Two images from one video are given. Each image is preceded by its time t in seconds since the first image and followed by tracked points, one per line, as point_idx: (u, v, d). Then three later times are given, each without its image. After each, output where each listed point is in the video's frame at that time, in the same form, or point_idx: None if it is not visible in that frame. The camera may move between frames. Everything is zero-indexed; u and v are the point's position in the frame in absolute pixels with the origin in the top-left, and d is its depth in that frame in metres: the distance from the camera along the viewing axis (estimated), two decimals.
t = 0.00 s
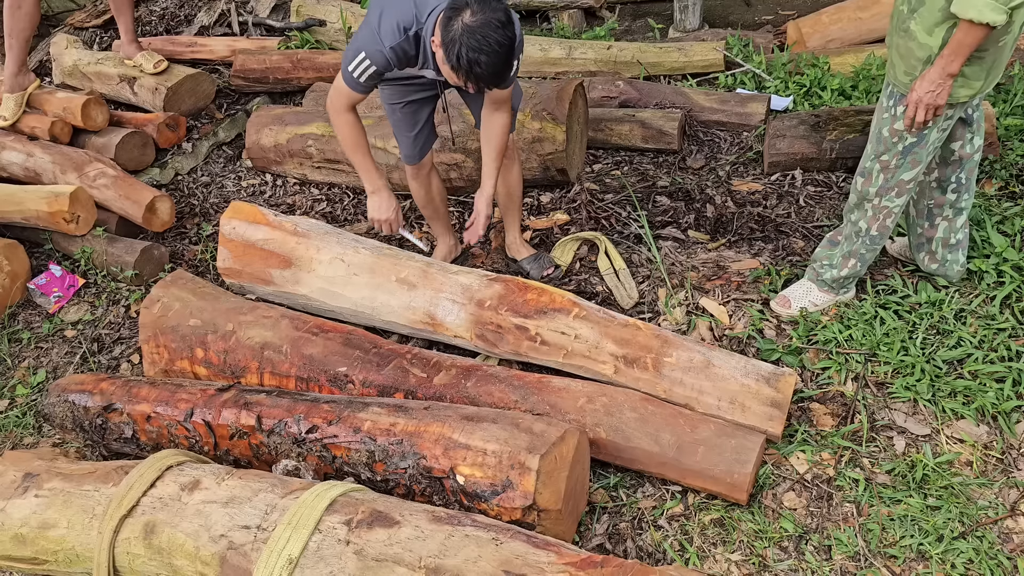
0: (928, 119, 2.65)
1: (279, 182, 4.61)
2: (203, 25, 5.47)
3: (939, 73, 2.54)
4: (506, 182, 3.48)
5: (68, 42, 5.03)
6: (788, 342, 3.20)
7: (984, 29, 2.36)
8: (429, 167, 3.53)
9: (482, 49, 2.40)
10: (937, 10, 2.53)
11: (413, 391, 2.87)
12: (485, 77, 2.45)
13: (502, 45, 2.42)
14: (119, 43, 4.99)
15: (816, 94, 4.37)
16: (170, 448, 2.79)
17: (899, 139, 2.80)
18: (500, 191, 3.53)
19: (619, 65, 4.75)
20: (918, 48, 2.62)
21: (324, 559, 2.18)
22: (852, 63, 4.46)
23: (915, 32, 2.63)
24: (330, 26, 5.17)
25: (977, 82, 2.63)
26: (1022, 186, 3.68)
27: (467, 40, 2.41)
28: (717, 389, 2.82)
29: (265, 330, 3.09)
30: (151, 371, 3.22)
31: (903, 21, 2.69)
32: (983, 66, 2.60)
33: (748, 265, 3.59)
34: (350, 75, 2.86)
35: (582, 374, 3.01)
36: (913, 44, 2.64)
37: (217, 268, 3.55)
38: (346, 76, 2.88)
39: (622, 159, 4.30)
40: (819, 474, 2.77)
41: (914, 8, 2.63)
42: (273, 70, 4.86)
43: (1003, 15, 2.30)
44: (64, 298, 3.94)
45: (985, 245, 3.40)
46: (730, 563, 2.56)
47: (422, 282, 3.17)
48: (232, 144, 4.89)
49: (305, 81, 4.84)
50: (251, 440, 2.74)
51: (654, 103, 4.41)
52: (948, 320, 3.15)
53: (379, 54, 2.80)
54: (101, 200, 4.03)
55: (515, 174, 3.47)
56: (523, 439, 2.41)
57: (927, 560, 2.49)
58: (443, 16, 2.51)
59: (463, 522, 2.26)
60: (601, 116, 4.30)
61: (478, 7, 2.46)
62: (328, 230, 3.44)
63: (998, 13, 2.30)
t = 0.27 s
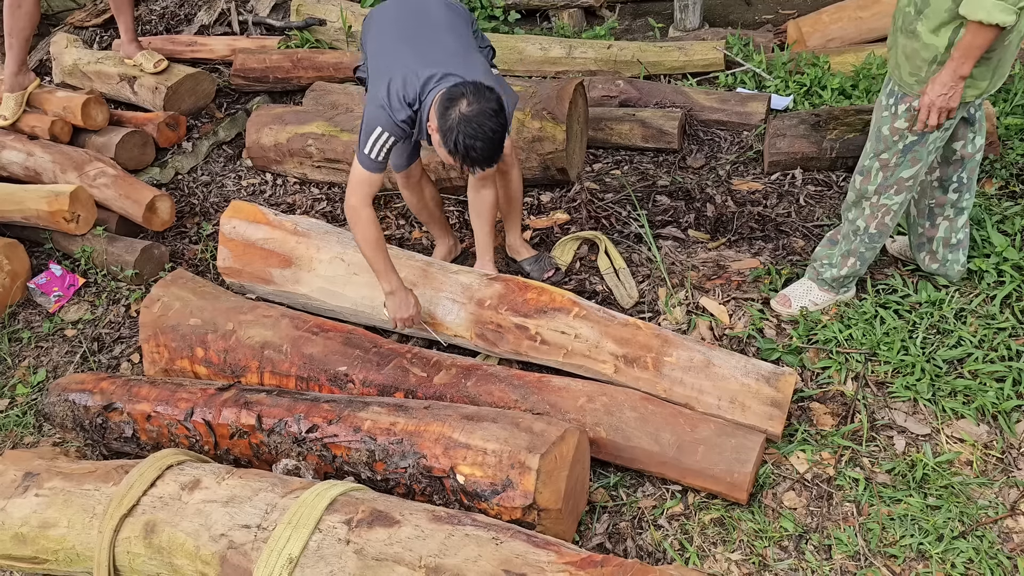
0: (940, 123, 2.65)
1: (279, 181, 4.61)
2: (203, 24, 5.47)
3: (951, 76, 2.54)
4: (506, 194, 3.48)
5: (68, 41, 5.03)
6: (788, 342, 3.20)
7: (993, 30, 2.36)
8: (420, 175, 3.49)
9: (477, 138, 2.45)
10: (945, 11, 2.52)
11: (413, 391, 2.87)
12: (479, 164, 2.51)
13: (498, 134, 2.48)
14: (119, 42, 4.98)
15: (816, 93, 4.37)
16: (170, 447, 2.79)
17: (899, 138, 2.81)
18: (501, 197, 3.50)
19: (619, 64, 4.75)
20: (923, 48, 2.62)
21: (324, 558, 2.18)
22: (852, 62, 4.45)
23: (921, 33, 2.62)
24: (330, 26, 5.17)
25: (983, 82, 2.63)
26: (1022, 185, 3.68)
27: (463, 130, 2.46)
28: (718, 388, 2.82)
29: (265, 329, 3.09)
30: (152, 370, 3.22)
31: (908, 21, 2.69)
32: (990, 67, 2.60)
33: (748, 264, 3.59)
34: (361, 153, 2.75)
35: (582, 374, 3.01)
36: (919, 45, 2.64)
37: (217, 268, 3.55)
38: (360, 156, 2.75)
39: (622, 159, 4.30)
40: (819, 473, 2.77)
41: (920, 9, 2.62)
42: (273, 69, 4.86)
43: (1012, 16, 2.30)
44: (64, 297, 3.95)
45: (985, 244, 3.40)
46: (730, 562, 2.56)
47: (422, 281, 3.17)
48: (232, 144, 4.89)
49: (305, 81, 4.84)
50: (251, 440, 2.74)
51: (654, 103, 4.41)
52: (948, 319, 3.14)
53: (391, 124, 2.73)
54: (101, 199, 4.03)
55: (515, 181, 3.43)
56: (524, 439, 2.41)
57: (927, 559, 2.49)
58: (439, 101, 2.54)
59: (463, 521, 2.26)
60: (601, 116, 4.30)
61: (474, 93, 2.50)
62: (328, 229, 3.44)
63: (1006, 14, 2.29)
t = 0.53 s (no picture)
0: (952, 122, 2.66)
1: (279, 181, 4.61)
2: (202, 24, 5.47)
3: (958, 75, 2.55)
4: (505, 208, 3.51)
5: (68, 41, 5.03)
6: (787, 342, 3.20)
7: (997, 28, 2.38)
8: (415, 182, 3.51)
9: (491, 179, 2.56)
10: (941, 6, 2.50)
11: (413, 390, 2.88)
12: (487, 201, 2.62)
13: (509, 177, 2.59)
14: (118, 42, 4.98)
15: (816, 93, 4.37)
16: (170, 447, 2.79)
17: (862, 121, 2.82)
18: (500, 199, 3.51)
19: (619, 64, 4.75)
20: (914, 41, 2.61)
21: (324, 558, 2.19)
22: (852, 62, 4.45)
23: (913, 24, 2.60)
24: (330, 25, 5.17)
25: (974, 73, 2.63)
26: (1021, 185, 3.68)
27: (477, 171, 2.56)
28: (718, 388, 2.82)
29: (265, 329, 3.09)
30: (152, 370, 3.22)
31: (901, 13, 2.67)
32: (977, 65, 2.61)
33: (748, 264, 3.59)
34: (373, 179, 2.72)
35: (582, 373, 3.01)
36: (908, 37, 2.63)
37: (217, 267, 3.55)
38: (373, 184, 2.73)
39: (622, 159, 4.30)
40: (819, 473, 2.77)
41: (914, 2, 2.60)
42: (273, 69, 4.85)
43: (1014, 13, 2.33)
44: (64, 297, 3.95)
45: (985, 244, 3.40)
46: (730, 562, 2.56)
47: (422, 280, 3.17)
48: (232, 143, 4.89)
49: (305, 80, 4.84)
50: (251, 439, 2.74)
51: (654, 102, 4.41)
52: (948, 319, 3.14)
53: (405, 155, 2.73)
54: (102, 199, 4.03)
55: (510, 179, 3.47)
56: (524, 438, 2.41)
57: (927, 559, 2.49)
58: (452, 140, 2.62)
59: (463, 521, 2.26)
60: (601, 115, 4.30)
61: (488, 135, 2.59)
62: (328, 229, 3.44)
63: (1009, 10, 2.32)
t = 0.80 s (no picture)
0: (911, 128, 2.64)
1: (279, 180, 4.61)
2: (202, 23, 5.47)
3: (912, 82, 2.55)
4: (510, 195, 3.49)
5: (67, 40, 5.02)
6: (787, 341, 3.20)
7: (941, 36, 2.39)
8: (420, 180, 3.51)
9: (492, 163, 2.59)
10: (884, 9, 2.57)
11: (412, 390, 2.87)
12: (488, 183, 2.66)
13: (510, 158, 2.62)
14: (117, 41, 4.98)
15: (816, 92, 4.37)
16: (170, 446, 2.79)
17: (831, 127, 2.88)
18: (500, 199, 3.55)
19: (619, 63, 4.75)
20: (864, 46, 2.67)
21: (324, 557, 2.19)
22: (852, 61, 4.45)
23: (863, 30, 2.67)
24: (329, 25, 5.16)
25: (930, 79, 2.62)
26: (1021, 184, 3.68)
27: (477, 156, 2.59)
28: (717, 387, 2.82)
29: (264, 329, 3.09)
30: (151, 369, 3.22)
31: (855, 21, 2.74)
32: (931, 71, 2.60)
33: (747, 263, 3.59)
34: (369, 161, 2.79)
35: (582, 372, 3.01)
36: (859, 43, 2.70)
37: (217, 267, 3.55)
38: (367, 163, 2.80)
39: (622, 158, 4.30)
40: (819, 472, 2.77)
41: (864, 9, 2.67)
42: (272, 68, 4.85)
43: (954, 20, 2.34)
44: (63, 296, 3.95)
45: (985, 243, 3.40)
46: (730, 561, 2.57)
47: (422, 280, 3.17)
48: (231, 143, 4.89)
49: (304, 79, 4.84)
50: (250, 439, 2.74)
51: (654, 102, 4.41)
52: (947, 318, 3.14)
53: (405, 142, 2.76)
54: (101, 198, 4.03)
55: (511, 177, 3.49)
56: (523, 437, 2.41)
57: (926, 558, 2.50)
58: (453, 125, 2.65)
59: (463, 520, 2.26)
60: (601, 114, 4.30)
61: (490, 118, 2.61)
62: (328, 228, 3.43)
63: (947, 19, 2.34)
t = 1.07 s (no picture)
0: (790, 118, 2.76)
1: (278, 179, 4.60)
2: (201, 22, 5.47)
3: (802, 77, 2.64)
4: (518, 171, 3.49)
5: (66, 39, 5.01)
6: (786, 341, 3.20)
7: (844, 41, 2.47)
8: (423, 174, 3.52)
9: (438, 112, 2.49)
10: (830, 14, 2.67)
11: (412, 389, 2.87)
12: (442, 135, 2.57)
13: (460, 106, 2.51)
14: (116, 40, 4.97)
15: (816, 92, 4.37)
16: (169, 446, 2.79)
17: (806, 133, 2.88)
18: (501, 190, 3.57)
19: (618, 63, 4.75)
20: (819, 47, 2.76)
21: (323, 557, 2.18)
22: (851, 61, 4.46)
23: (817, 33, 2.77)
24: (328, 24, 5.16)
25: (882, 87, 2.64)
26: (1020, 184, 3.68)
27: (422, 104, 2.51)
28: (716, 386, 2.82)
29: (264, 328, 3.09)
30: (151, 368, 3.22)
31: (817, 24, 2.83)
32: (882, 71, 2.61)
33: (746, 263, 3.59)
34: (331, 101, 3.02)
35: (581, 372, 3.01)
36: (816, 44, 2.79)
37: (216, 266, 3.55)
38: (329, 106, 3.04)
39: (621, 157, 4.30)
40: (818, 472, 2.77)
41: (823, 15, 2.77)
42: (271, 67, 4.85)
43: (859, 29, 2.42)
44: (62, 296, 3.94)
45: (985, 242, 3.40)
46: (729, 560, 2.57)
47: (421, 279, 3.17)
48: (230, 142, 4.89)
49: (303, 79, 4.84)
50: (250, 438, 2.74)
51: (653, 101, 4.40)
52: (947, 318, 3.14)
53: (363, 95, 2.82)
54: (100, 198, 4.02)
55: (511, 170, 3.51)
56: (523, 437, 2.41)
57: (925, 557, 2.50)
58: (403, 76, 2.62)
59: (462, 519, 2.26)
60: (600, 114, 4.28)
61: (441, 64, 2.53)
62: (327, 228, 3.44)
63: (852, 27, 2.42)
